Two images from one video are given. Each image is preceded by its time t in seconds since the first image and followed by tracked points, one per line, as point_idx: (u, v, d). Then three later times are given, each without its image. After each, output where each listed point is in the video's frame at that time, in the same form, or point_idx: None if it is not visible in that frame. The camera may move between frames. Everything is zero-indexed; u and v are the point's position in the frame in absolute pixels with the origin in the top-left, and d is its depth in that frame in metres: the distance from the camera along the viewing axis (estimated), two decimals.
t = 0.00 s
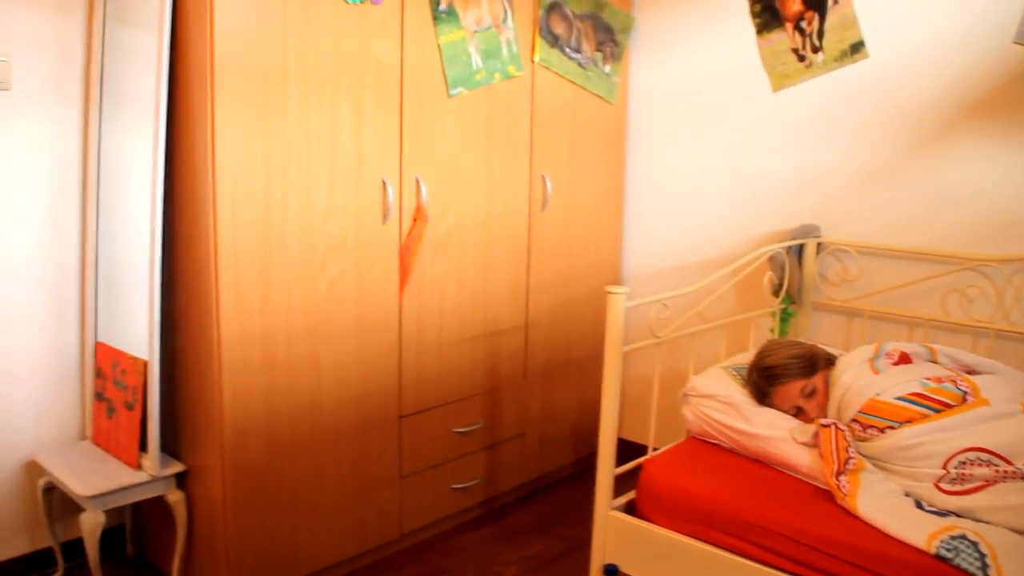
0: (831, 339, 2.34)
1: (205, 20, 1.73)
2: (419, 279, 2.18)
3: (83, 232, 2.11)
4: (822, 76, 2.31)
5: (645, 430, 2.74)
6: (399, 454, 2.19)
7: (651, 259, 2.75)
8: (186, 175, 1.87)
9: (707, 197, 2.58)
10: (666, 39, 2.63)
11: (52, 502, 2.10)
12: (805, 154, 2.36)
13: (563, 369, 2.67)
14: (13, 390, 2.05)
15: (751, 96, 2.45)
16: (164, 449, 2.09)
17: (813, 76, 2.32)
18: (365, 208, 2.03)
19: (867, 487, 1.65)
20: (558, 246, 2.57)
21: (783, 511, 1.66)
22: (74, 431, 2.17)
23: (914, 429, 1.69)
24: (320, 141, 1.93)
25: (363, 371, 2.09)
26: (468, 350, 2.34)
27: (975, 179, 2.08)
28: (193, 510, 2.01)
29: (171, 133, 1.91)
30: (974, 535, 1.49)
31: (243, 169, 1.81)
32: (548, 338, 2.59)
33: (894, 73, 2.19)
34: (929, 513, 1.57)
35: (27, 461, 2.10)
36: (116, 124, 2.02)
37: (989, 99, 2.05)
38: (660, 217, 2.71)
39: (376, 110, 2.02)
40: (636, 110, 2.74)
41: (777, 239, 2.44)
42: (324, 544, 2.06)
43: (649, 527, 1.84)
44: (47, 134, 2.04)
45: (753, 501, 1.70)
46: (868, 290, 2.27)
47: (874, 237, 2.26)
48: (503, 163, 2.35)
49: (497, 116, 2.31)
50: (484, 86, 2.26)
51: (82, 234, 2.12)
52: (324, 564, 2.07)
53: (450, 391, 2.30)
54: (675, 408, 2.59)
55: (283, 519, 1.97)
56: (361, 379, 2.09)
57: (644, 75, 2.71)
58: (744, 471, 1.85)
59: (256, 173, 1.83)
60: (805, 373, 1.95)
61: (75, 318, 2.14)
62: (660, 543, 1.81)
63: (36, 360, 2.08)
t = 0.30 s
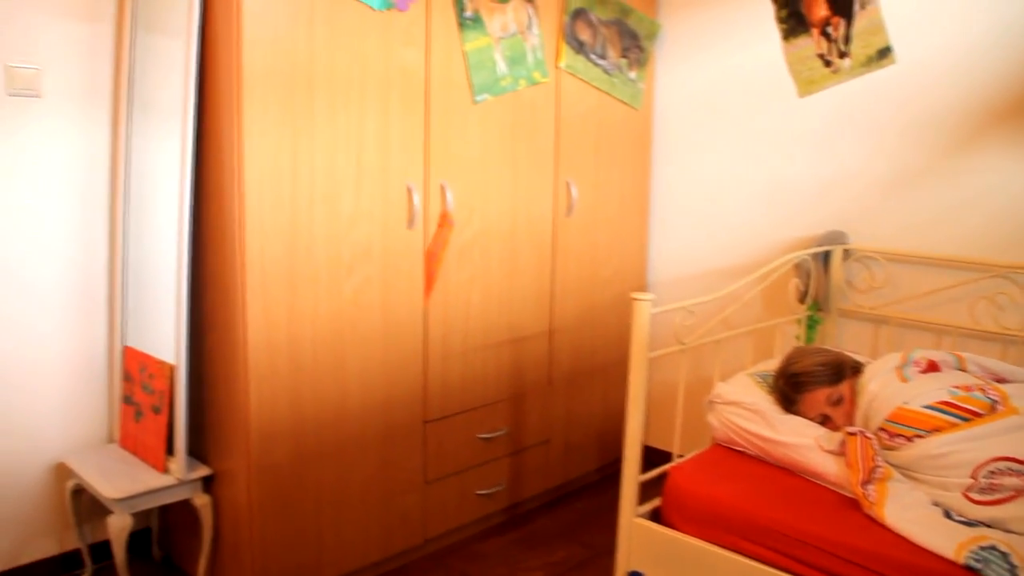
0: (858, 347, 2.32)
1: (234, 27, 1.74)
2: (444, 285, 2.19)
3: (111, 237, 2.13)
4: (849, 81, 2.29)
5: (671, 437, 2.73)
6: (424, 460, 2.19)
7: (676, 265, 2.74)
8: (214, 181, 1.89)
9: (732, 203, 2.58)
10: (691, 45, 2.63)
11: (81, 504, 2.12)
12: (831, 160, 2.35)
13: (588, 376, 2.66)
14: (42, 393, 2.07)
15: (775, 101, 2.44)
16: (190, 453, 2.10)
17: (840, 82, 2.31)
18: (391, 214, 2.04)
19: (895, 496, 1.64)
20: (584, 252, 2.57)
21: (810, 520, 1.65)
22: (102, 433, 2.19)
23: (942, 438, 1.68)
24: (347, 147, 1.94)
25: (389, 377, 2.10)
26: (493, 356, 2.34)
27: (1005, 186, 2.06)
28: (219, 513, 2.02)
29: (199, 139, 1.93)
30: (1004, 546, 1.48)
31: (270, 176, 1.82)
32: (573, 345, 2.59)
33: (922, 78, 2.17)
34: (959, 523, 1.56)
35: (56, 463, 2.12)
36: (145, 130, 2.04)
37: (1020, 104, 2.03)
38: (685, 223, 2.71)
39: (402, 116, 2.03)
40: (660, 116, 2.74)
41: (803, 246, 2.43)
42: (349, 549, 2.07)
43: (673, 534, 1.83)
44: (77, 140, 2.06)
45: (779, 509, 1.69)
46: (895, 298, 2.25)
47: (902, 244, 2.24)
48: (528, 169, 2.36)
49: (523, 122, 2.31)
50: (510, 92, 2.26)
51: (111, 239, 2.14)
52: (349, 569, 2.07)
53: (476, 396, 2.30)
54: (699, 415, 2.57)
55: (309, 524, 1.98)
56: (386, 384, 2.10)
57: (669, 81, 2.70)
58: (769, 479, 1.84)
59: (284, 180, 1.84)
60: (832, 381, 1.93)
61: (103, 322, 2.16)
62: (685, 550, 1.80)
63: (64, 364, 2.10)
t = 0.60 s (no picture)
0: (888, 356, 2.29)
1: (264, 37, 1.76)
2: (472, 292, 2.19)
3: (142, 244, 2.15)
4: (879, 88, 2.27)
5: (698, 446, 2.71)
6: (451, 468, 2.20)
7: (704, 273, 2.73)
8: (244, 189, 1.90)
9: (759, 210, 2.56)
10: (718, 52, 2.63)
11: (111, 508, 2.14)
12: (861, 168, 2.33)
13: (616, 384, 2.65)
14: (74, 398, 2.10)
15: (804, 109, 2.43)
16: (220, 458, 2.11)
17: (870, 89, 2.29)
18: (419, 221, 2.05)
19: (926, 508, 1.62)
20: (612, 260, 2.56)
21: (840, 531, 1.64)
22: (132, 439, 2.21)
23: (973, 450, 1.65)
24: (376, 155, 1.95)
25: (417, 384, 2.10)
26: (521, 363, 2.34)
27: None
28: (247, 519, 2.03)
29: (230, 147, 1.94)
30: None
31: (299, 183, 1.83)
32: (601, 352, 2.58)
33: (954, 85, 2.15)
34: (993, 536, 1.55)
35: (87, 467, 2.14)
36: (176, 139, 2.06)
37: None
38: (712, 231, 2.70)
39: (430, 124, 2.04)
40: (688, 123, 2.73)
41: (832, 254, 2.41)
42: (377, 557, 2.07)
43: (701, 544, 1.82)
44: (109, 148, 2.08)
45: (809, 520, 1.68)
46: (926, 306, 2.22)
47: (933, 253, 2.21)
48: (556, 177, 2.36)
49: (550, 130, 2.31)
50: (538, 100, 2.26)
51: (143, 246, 2.17)
52: None
53: (503, 404, 2.30)
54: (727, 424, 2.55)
55: (336, 530, 1.99)
56: (414, 391, 2.10)
57: (697, 89, 2.70)
58: (798, 489, 1.83)
59: (313, 187, 1.85)
60: (862, 391, 1.91)
61: (134, 328, 2.18)
62: (713, 560, 1.79)
63: (96, 369, 2.13)
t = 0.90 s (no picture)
0: (922, 365, 2.27)
1: (297, 47, 1.77)
2: (502, 299, 2.19)
3: (175, 251, 2.18)
4: (912, 95, 2.25)
5: (729, 455, 2.69)
6: (480, 475, 2.20)
7: (734, 281, 2.71)
8: (276, 197, 1.91)
9: (789, 218, 2.55)
10: (748, 59, 2.62)
11: (143, 512, 2.17)
12: (893, 175, 2.31)
13: (645, 392, 2.64)
14: (107, 403, 2.12)
15: (836, 116, 2.41)
16: (250, 463, 2.13)
17: (902, 95, 2.27)
18: (450, 228, 2.05)
19: (960, 520, 1.59)
20: (641, 267, 2.55)
21: (870, 540, 1.63)
22: (165, 443, 2.23)
23: (1007, 459, 1.63)
24: (407, 163, 1.96)
25: (447, 391, 2.11)
26: (550, 371, 2.34)
27: None
28: (277, 524, 2.04)
29: (261, 156, 1.96)
30: None
31: (331, 191, 1.84)
32: (630, 359, 2.57)
33: (988, 91, 2.12)
34: None
35: (120, 471, 2.16)
36: (209, 147, 2.07)
37: None
38: (742, 238, 2.68)
39: (461, 132, 2.05)
40: (719, 131, 2.72)
41: (863, 262, 2.38)
42: (405, 564, 2.07)
43: (732, 553, 1.82)
44: (143, 156, 2.11)
45: (843, 531, 1.67)
46: (961, 315, 2.19)
47: (967, 261, 2.18)
48: (587, 185, 2.36)
49: (580, 137, 2.31)
50: (568, 108, 2.26)
51: (175, 253, 2.19)
52: None
53: (532, 411, 2.30)
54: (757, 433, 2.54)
55: (366, 535, 2.00)
56: (443, 399, 2.11)
57: (727, 96, 2.69)
58: (829, 499, 1.81)
59: (344, 195, 1.86)
60: (895, 401, 1.90)
61: (167, 334, 2.20)
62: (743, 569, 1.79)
63: (130, 374, 2.15)
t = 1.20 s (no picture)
0: (952, 375, 2.24)
1: (324, 57, 1.78)
2: (528, 307, 2.20)
3: (203, 258, 2.19)
4: (941, 102, 2.24)
5: (756, 465, 2.67)
6: (505, 483, 2.20)
7: (761, 290, 2.70)
8: (303, 205, 1.92)
9: (817, 226, 2.54)
10: (775, 67, 2.62)
11: (170, 517, 2.18)
12: (922, 183, 2.29)
13: (671, 400, 2.63)
14: (136, 409, 2.14)
15: (864, 123, 2.40)
16: (277, 470, 2.14)
17: (932, 102, 2.25)
18: (476, 236, 2.06)
19: (993, 531, 1.57)
20: (668, 276, 2.55)
21: (901, 552, 1.62)
22: (193, 449, 2.25)
23: None
24: (433, 171, 1.96)
25: (473, 399, 2.11)
26: (576, 379, 2.34)
27: None
28: (303, 531, 2.04)
29: (289, 165, 1.97)
30: None
31: (358, 199, 1.85)
32: (656, 367, 2.57)
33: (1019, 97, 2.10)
34: None
35: (147, 476, 2.18)
36: (238, 155, 2.09)
37: None
38: (769, 247, 2.67)
39: (487, 140, 2.05)
40: (746, 139, 2.72)
41: (892, 271, 2.37)
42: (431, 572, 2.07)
43: (759, 563, 1.81)
44: (172, 164, 2.13)
45: (876, 543, 1.65)
46: (992, 324, 2.16)
47: (998, 269, 2.15)
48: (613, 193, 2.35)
49: (607, 145, 2.31)
50: (595, 116, 2.26)
51: (203, 261, 2.20)
52: None
53: (558, 419, 2.30)
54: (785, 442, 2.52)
55: (392, 543, 2.00)
56: (469, 407, 2.11)
57: (755, 104, 2.68)
58: (857, 509, 1.80)
59: (371, 203, 1.87)
60: (926, 411, 1.88)
61: (195, 341, 2.22)
62: None
63: (158, 380, 2.17)
